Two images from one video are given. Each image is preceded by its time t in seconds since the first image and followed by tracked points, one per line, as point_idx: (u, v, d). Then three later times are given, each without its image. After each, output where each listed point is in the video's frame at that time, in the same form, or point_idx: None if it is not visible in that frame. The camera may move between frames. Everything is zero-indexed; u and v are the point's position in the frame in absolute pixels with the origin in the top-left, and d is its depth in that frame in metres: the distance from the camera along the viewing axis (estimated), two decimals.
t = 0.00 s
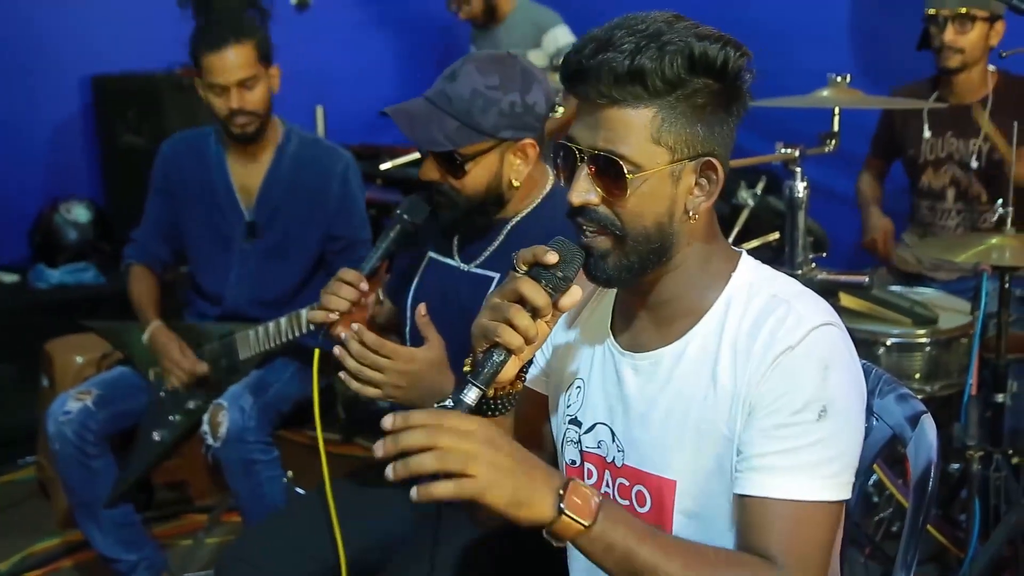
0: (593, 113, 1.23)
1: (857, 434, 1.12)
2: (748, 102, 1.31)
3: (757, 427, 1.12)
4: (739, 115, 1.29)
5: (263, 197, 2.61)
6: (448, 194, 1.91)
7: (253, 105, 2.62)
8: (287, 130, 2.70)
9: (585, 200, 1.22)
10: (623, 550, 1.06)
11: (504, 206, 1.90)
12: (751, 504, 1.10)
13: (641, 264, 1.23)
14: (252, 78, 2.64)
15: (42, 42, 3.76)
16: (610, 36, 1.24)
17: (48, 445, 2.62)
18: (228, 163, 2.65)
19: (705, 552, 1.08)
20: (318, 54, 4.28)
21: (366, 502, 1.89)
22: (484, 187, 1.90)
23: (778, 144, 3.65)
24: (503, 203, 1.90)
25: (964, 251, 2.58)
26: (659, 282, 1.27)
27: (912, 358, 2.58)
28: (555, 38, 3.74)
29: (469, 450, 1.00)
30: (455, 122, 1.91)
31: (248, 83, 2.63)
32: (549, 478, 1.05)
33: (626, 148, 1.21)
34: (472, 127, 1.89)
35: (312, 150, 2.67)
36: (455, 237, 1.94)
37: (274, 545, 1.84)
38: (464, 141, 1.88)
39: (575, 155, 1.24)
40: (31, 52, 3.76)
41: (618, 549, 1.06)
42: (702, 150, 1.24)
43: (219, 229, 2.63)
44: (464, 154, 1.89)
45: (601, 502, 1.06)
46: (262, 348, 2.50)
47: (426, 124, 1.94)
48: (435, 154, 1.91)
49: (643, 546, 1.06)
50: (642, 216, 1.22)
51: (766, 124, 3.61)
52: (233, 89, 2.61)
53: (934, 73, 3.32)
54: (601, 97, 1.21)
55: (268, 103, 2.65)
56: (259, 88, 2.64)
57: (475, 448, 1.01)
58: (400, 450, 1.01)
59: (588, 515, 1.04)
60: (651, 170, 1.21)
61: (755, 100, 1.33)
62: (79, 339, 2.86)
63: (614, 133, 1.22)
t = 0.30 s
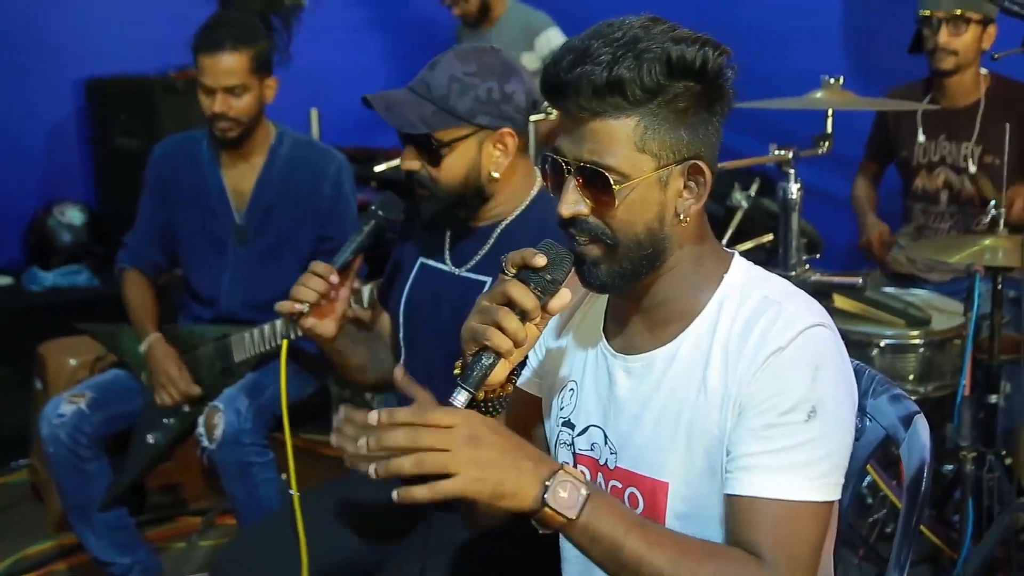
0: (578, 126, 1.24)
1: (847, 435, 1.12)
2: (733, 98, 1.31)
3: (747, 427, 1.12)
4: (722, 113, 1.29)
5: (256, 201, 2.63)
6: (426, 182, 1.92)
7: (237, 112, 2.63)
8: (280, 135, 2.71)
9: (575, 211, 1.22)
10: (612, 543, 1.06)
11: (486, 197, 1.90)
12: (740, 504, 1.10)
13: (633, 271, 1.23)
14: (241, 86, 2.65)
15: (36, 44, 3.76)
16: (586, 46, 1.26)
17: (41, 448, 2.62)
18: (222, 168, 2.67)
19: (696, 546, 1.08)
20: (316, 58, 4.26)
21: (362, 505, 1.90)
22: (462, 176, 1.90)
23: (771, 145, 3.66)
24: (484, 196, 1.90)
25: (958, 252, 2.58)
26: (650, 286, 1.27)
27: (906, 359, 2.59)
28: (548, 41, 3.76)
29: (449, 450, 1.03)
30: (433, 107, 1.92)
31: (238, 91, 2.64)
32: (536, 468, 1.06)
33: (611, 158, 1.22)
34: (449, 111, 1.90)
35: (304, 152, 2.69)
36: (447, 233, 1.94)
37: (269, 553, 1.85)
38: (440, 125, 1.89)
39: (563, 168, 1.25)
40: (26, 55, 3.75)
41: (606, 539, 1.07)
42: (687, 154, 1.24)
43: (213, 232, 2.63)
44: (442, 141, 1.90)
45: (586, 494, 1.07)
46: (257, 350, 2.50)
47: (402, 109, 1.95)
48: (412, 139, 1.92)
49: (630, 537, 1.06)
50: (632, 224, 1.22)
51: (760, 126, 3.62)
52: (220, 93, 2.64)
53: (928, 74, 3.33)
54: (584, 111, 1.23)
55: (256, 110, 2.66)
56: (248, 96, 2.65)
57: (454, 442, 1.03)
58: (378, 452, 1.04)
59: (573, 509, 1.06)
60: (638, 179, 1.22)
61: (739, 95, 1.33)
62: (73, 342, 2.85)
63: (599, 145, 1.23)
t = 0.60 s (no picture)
0: (567, 113, 1.23)
1: (828, 431, 1.12)
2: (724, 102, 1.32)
3: (727, 423, 1.13)
4: (714, 116, 1.29)
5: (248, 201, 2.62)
6: (397, 166, 1.97)
7: (225, 110, 2.63)
8: (273, 135, 2.71)
9: (559, 200, 1.22)
10: (605, 510, 1.04)
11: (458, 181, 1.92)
12: (718, 498, 1.10)
13: (616, 265, 1.24)
14: (224, 84, 2.66)
15: (27, 44, 3.75)
16: (583, 36, 1.26)
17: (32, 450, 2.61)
18: (214, 167, 2.67)
19: (685, 527, 1.06)
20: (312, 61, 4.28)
21: (353, 507, 1.90)
22: (432, 159, 1.95)
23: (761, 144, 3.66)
24: (455, 180, 1.92)
25: (948, 250, 2.59)
26: (634, 283, 1.27)
27: (897, 357, 2.59)
28: (534, 40, 3.76)
29: (459, 386, 1.01)
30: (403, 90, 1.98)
31: (221, 90, 2.66)
32: (539, 427, 1.05)
33: (599, 147, 1.21)
34: (419, 93, 1.96)
35: (297, 152, 2.68)
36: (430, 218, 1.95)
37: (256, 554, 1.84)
38: (409, 106, 1.95)
39: (548, 155, 1.25)
40: (18, 57, 3.73)
41: (598, 507, 1.04)
42: (675, 151, 1.24)
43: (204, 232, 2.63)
44: (411, 121, 1.95)
45: (589, 460, 1.05)
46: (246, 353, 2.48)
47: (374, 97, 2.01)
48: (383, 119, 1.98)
49: (623, 508, 1.04)
50: (616, 216, 1.22)
51: (750, 125, 3.63)
52: (201, 93, 2.66)
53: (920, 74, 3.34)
54: (574, 96, 1.22)
55: (241, 107, 2.66)
56: (231, 94, 2.66)
57: (466, 381, 1.02)
58: (387, 365, 1.03)
59: (574, 469, 1.04)
60: (624, 170, 1.22)
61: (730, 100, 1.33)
62: (65, 344, 2.85)
63: (587, 133, 1.22)
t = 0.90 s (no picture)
0: (548, 117, 1.24)
1: (811, 440, 1.12)
2: (705, 110, 1.32)
3: (711, 431, 1.13)
4: (694, 123, 1.29)
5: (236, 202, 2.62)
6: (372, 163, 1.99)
7: (194, 109, 2.65)
8: (261, 137, 2.71)
9: (539, 204, 1.23)
10: (581, 532, 1.04)
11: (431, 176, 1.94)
12: (702, 507, 1.10)
13: (596, 271, 1.24)
14: (195, 84, 2.68)
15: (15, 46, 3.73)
16: (563, 41, 1.26)
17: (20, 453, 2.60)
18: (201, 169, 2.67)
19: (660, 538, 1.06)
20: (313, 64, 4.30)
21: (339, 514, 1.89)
22: (407, 154, 1.97)
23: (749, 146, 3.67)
24: (429, 177, 1.94)
25: (938, 251, 2.60)
26: (616, 288, 1.28)
27: (886, 358, 2.59)
28: (510, 49, 3.74)
29: (424, 405, 1.01)
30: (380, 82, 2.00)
31: (189, 88, 2.68)
32: (511, 453, 1.04)
33: (579, 151, 1.22)
34: (395, 85, 1.98)
35: (285, 154, 2.69)
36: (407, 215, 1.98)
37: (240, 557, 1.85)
38: (384, 97, 1.97)
39: (527, 159, 1.25)
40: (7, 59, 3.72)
41: (574, 529, 1.04)
42: (655, 157, 1.24)
43: (193, 234, 2.63)
44: (387, 114, 1.98)
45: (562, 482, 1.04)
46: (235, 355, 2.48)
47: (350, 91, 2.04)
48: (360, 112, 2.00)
49: (598, 527, 1.04)
50: (594, 222, 1.23)
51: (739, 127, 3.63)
52: (171, 91, 2.69)
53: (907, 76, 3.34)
54: (556, 100, 1.22)
55: (210, 111, 2.66)
56: (200, 95, 2.68)
57: (433, 399, 1.01)
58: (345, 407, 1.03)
59: (542, 497, 1.03)
60: (603, 176, 1.22)
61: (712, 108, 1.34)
62: (53, 347, 2.84)
63: (567, 137, 1.23)
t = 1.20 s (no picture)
0: (527, 129, 1.25)
1: (800, 441, 1.12)
2: (684, 113, 1.33)
3: (700, 432, 1.13)
4: (675, 126, 1.31)
5: (222, 211, 2.63)
6: (355, 162, 2.03)
7: (175, 116, 2.67)
8: (245, 145, 2.71)
9: (523, 216, 1.23)
10: (566, 537, 1.03)
11: (415, 179, 1.99)
12: (691, 508, 1.10)
13: (582, 279, 1.24)
14: (176, 89, 2.70)
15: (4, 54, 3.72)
16: (539, 51, 1.27)
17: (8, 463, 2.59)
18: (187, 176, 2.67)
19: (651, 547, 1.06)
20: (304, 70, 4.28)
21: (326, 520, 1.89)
22: (392, 155, 2.01)
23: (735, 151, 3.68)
24: (412, 179, 1.98)
25: (924, 253, 2.61)
26: (605, 293, 1.28)
27: (875, 360, 2.61)
28: (498, 50, 3.75)
29: (407, 408, 0.96)
30: (371, 80, 2.04)
31: (169, 92, 2.70)
32: (494, 456, 1.02)
33: (560, 162, 1.22)
34: (387, 86, 2.03)
35: (270, 162, 2.69)
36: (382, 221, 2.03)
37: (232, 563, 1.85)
38: (379, 96, 2.02)
39: (509, 172, 1.26)
40: None
41: (557, 533, 1.03)
42: (637, 163, 1.25)
43: (180, 242, 2.64)
44: (378, 113, 2.02)
45: (548, 487, 1.03)
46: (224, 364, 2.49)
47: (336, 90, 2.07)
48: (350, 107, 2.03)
49: (584, 531, 1.03)
50: (579, 231, 1.23)
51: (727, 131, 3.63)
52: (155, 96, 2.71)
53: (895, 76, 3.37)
54: (534, 113, 1.23)
55: (190, 118, 2.68)
56: (180, 101, 2.69)
57: (416, 402, 0.97)
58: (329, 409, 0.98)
59: (526, 500, 1.02)
60: (585, 185, 1.22)
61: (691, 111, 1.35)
62: (41, 356, 2.83)
63: (548, 150, 1.23)
